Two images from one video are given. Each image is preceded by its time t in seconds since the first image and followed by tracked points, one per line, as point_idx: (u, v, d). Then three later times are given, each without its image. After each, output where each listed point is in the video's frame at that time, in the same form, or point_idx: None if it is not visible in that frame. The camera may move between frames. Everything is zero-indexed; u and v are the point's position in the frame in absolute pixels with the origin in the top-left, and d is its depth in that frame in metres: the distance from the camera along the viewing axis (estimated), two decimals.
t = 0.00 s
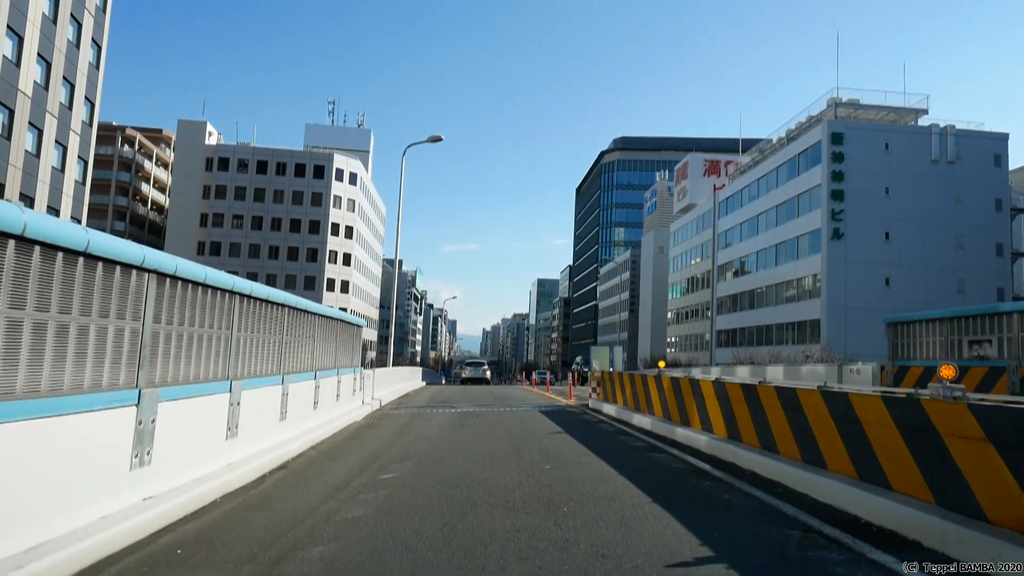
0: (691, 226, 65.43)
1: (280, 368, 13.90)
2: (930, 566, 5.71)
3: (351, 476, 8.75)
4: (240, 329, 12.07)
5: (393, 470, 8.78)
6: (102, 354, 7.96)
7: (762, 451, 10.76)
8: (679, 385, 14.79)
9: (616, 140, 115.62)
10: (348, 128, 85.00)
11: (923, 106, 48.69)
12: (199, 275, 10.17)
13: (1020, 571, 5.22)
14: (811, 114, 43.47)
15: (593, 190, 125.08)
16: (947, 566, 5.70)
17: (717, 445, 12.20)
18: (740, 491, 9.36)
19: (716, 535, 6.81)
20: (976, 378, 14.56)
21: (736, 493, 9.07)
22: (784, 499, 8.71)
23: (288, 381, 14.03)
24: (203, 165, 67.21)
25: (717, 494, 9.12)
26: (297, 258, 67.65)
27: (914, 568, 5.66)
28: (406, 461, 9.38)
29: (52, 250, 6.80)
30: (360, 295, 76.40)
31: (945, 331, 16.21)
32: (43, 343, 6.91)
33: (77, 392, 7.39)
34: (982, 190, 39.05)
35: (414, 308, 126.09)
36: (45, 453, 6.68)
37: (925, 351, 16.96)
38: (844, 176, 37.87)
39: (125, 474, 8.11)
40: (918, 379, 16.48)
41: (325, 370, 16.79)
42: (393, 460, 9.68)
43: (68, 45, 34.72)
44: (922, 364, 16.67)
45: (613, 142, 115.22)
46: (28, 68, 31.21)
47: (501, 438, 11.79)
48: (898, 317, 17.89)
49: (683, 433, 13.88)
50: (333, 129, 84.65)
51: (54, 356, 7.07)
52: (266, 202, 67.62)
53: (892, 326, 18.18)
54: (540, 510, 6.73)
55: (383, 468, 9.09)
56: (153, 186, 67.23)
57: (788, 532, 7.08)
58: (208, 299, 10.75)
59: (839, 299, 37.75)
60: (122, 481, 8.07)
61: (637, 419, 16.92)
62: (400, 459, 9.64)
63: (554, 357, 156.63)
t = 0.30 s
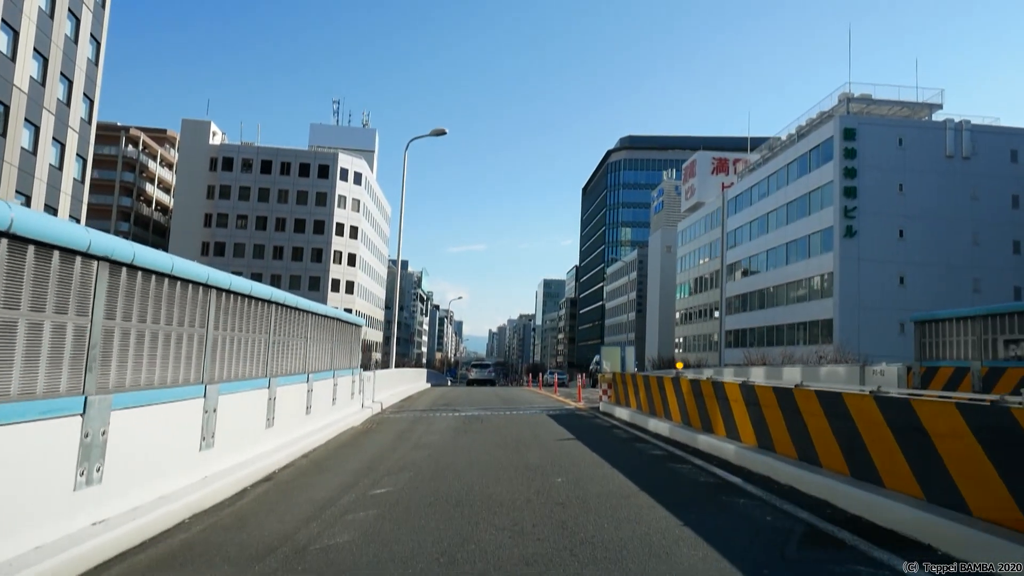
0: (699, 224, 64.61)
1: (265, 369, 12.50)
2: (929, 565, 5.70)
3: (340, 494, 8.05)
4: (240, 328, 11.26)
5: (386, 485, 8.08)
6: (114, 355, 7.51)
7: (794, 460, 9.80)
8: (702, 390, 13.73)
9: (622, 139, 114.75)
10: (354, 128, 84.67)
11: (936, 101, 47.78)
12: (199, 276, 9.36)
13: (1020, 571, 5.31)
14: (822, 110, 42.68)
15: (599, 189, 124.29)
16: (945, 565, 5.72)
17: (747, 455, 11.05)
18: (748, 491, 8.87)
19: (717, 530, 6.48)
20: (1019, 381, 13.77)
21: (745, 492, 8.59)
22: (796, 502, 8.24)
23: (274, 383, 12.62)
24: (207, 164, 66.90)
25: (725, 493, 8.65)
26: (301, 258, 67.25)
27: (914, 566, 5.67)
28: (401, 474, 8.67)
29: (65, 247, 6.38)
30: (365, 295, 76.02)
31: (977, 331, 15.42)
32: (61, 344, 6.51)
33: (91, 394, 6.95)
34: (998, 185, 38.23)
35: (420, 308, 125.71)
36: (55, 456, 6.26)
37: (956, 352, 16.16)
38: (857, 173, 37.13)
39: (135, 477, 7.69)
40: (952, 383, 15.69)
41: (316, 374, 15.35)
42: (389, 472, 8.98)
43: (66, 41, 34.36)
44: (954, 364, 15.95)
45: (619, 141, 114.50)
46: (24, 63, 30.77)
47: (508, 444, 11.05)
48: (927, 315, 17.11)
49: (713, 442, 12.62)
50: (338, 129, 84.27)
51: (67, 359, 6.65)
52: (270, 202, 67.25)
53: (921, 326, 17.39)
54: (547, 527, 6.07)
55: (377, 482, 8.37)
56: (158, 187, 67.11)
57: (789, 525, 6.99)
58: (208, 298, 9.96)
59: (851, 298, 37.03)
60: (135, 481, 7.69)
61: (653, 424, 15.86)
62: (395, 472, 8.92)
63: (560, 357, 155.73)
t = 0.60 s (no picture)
0: (707, 223, 63.79)
1: (249, 371, 11.42)
2: (929, 566, 5.51)
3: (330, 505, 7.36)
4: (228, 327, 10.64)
5: (380, 501, 7.39)
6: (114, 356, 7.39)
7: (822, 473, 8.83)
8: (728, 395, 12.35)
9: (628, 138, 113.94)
10: (358, 127, 84.23)
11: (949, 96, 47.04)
12: (158, 263, 8.14)
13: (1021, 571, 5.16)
14: (834, 106, 41.94)
15: (605, 189, 123.49)
16: (945, 565, 5.52)
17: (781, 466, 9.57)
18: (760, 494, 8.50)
19: (719, 531, 6.33)
20: None
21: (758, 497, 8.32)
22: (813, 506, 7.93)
23: (258, 387, 11.49)
24: (211, 164, 66.62)
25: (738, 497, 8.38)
26: (306, 258, 66.82)
27: (912, 566, 5.49)
28: (399, 489, 8.00)
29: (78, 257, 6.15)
30: (371, 296, 75.54)
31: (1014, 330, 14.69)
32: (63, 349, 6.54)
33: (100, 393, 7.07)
34: (1015, 181, 37.42)
35: (426, 308, 125.06)
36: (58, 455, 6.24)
37: (990, 352, 15.43)
38: (870, 170, 36.44)
39: (123, 482, 7.33)
40: (987, 384, 14.95)
41: (309, 374, 14.48)
42: (385, 484, 8.31)
43: (63, 36, 33.87)
44: (989, 365, 15.23)
45: (625, 140, 113.72)
46: (20, 58, 30.26)
47: (515, 452, 10.38)
48: (960, 313, 16.39)
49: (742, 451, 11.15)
50: (343, 128, 83.83)
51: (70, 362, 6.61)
52: (275, 201, 66.87)
53: (953, 324, 16.67)
54: (558, 553, 5.48)
55: (370, 495, 7.70)
56: (162, 187, 66.88)
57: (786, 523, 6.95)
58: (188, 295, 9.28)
59: (864, 296, 36.30)
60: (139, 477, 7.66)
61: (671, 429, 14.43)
62: (392, 484, 8.26)
63: (567, 358, 154.97)
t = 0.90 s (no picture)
0: (716, 221, 62.93)
1: (223, 372, 9.34)
2: (928, 565, 5.51)
3: (309, 527, 6.66)
4: (226, 327, 9.49)
5: (366, 522, 6.68)
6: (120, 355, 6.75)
7: (850, 477, 8.21)
8: (757, 399, 11.01)
9: (635, 137, 113.09)
10: (363, 127, 83.78)
11: (962, 92, 46.28)
12: (149, 259, 7.10)
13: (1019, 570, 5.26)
14: (846, 101, 41.13)
15: (612, 188, 122.67)
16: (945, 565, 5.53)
17: (825, 480, 8.33)
18: (777, 499, 8.04)
19: (719, 530, 6.39)
20: None
21: (763, 497, 8.23)
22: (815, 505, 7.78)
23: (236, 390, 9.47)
24: (215, 163, 66.26)
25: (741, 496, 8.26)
26: (310, 258, 66.36)
27: (912, 565, 5.50)
28: (389, 506, 7.31)
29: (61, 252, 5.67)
30: (376, 296, 75.03)
31: None
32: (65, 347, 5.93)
33: (89, 393, 6.22)
34: None
35: (432, 309, 124.57)
36: (61, 453, 5.66)
37: None
38: (884, 166, 35.62)
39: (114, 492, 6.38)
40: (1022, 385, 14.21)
41: (300, 377, 12.43)
42: (374, 500, 7.60)
43: (60, 30, 33.31)
44: None
45: (633, 139, 112.91)
46: (16, 53, 29.70)
47: (521, 462, 9.71)
48: (993, 310, 15.67)
49: (772, 462, 9.79)
50: (348, 128, 83.40)
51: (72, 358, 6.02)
52: (279, 200, 66.43)
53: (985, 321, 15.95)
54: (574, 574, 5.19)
55: (357, 515, 7.02)
56: (166, 187, 66.60)
57: (791, 520, 6.95)
58: (185, 293, 8.23)
59: (878, 295, 35.53)
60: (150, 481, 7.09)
61: (689, 435, 13.16)
62: (383, 501, 7.56)
63: (573, 359, 154.04)
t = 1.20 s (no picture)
0: (725, 219, 62.05)
1: (196, 372, 8.11)
2: (929, 566, 5.55)
3: (292, 552, 5.99)
4: (214, 324, 8.68)
5: (356, 548, 6.00)
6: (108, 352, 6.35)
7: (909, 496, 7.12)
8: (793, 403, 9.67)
9: (641, 135, 112.19)
10: (368, 125, 83.36)
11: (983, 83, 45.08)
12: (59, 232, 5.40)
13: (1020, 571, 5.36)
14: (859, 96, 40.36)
15: (619, 187, 121.88)
16: (946, 566, 5.54)
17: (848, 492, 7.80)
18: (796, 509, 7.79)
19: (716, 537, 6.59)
20: None
21: (769, 502, 8.18)
22: (821, 506, 7.83)
23: (209, 394, 8.17)
24: (220, 161, 65.85)
25: (747, 499, 8.34)
26: (315, 258, 65.91)
27: (912, 568, 5.49)
28: (383, 527, 6.64)
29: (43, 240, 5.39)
30: (381, 295, 74.62)
31: None
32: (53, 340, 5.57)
33: (15, 399, 5.10)
34: None
35: (437, 308, 123.88)
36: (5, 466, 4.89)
37: None
38: (899, 161, 34.83)
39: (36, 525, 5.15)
40: None
41: (289, 379, 11.32)
42: (366, 519, 6.92)
43: (56, 22, 32.85)
44: None
45: (639, 137, 112.20)
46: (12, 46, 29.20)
47: (531, 473, 9.10)
48: None
49: (821, 477, 8.42)
50: (353, 126, 82.98)
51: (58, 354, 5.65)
52: (284, 199, 66.03)
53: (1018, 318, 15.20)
54: None
55: (341, 541, 6.25)
56: (171, 185, 66.37)
57: (792, 525, 7.13)
58: (175, 290, 7.60)
59: (894, 293, 34.73)
60: (146, 481, 6.75)
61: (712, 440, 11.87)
62: (376, 521, 6.86)
63: (579, 358, 153.17)
